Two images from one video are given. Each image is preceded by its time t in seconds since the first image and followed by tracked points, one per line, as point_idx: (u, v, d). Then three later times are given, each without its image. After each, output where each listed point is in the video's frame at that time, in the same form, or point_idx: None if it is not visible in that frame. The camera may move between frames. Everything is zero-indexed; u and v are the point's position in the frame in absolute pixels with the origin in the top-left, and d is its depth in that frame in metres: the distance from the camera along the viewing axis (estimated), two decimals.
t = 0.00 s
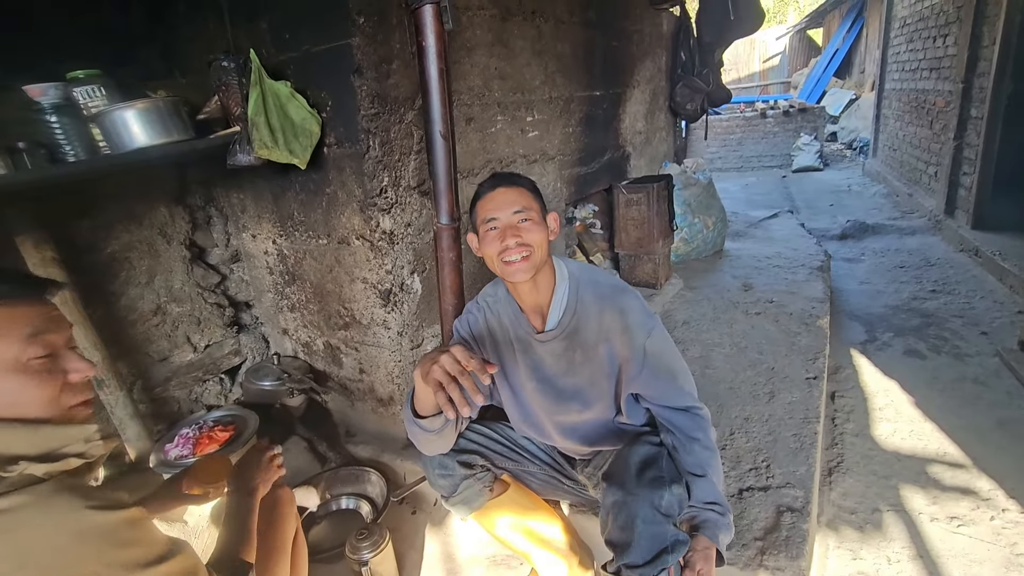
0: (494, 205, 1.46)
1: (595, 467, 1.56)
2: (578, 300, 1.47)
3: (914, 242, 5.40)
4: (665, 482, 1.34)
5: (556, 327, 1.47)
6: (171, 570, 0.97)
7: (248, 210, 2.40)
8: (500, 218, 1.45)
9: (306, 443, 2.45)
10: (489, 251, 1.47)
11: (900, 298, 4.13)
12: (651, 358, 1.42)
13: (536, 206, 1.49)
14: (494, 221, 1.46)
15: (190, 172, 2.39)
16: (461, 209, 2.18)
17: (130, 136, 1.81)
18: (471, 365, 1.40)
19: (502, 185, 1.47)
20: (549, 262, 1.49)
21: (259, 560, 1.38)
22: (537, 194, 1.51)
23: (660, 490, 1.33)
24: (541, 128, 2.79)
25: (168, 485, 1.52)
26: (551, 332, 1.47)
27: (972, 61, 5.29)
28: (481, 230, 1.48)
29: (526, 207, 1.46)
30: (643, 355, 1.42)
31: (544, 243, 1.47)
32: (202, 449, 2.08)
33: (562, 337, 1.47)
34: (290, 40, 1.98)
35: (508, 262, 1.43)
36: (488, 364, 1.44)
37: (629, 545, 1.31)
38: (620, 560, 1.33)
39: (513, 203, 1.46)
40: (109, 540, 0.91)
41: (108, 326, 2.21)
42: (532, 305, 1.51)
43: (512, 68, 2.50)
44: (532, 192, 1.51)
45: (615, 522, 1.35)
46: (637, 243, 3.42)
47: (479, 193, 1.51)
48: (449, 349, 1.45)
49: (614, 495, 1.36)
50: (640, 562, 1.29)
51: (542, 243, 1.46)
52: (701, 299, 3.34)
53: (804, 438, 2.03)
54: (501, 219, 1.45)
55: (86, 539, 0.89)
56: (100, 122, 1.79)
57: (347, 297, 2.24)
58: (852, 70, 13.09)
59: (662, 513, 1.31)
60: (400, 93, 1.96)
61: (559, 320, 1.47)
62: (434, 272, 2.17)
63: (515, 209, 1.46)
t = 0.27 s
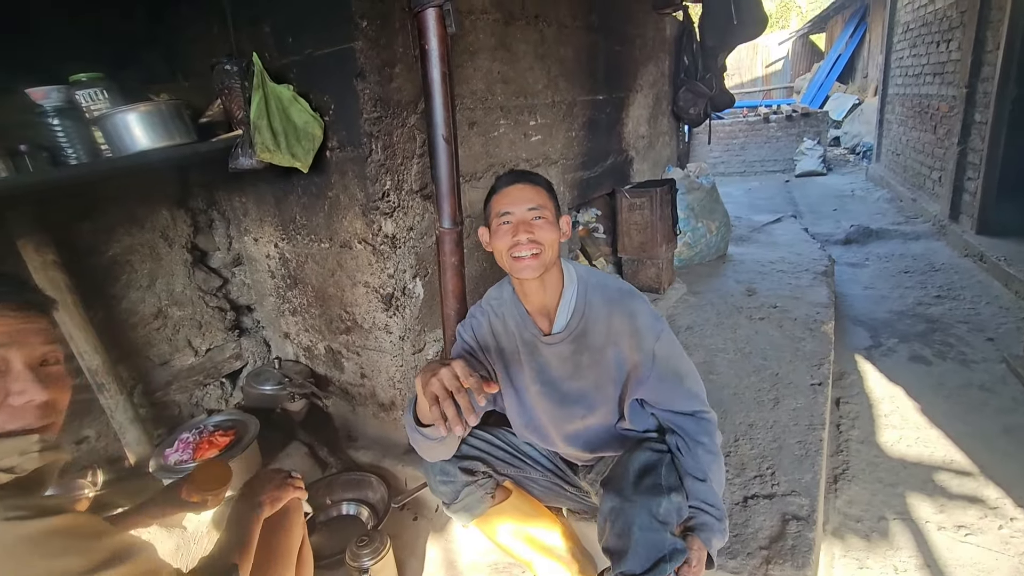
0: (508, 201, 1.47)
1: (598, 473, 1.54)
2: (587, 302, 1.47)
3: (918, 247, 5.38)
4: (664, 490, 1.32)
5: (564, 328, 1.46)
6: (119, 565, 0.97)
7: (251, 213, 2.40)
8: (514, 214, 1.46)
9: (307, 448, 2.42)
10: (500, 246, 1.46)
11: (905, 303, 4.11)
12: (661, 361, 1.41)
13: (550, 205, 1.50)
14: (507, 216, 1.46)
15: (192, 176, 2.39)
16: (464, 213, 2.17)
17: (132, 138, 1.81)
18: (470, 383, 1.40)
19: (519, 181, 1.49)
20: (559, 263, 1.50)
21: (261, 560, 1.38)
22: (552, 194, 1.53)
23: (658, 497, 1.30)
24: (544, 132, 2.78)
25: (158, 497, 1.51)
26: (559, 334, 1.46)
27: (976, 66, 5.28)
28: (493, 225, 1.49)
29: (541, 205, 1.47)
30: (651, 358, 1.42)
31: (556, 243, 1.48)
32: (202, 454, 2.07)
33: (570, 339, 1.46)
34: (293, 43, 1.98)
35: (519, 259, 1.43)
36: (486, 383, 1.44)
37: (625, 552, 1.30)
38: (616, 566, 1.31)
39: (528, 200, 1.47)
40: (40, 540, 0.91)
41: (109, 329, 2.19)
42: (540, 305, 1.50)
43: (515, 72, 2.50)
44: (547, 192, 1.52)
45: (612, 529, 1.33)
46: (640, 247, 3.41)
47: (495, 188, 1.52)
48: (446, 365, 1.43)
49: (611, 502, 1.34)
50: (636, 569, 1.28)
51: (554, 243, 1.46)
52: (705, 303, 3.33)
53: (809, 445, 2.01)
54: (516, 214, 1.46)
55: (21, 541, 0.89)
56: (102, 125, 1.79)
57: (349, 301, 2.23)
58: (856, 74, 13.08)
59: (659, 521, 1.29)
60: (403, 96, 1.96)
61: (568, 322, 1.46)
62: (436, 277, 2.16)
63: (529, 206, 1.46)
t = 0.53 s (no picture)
0: (526, 198, 1.48)
1: (602, 477, 1.53)
2: (601, 304, 1.47)
3: (922, 251, 5.36)
4: (681, 497, 1.31)
5: (576, 329, 1.46)
6: None
7: (253, 215, 2.39)
8: (533, 210, 1.46)
9: (308, 451, 2.41)
10: (517, 242, 1.46)
11: (909, 307, 4.09)
12: (673, 367, 1.40)
13: (569, 205, 1.50)
14: (526, 212, 1.47)
15: (194, 177, 2.38)
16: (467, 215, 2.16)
17: (134, 140, 1.80)
18: (471, 394, 1.42)
19: (540, 178, 1.50)
20: (574, 263, 1.50)
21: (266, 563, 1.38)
22: (572, 194, 1.53)
23: (675, 504, 1.29)
24: (547, 135, 2.77)
25: (152, 499, 1.49)
26: (571, 334, 1.46)
27: (980, 69, 5.26)
28: (512, 221, 1.49)
29: (560, 203, 1.47)
30: (664, 363, 1.41)
31: (573, 242, 1.48)
32: (202, 457, 2.06)
33: (581, 341, 1.46)
34: (296, 45, 1.97)
35: (536, 255, 1.43)
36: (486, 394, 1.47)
37: (640, 560, 1.26)
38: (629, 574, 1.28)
39: (548, 198, 1.47)
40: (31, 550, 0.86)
41: (109, 331, 2.18)
42: (553, 304, 1.50)
43: (519, 74, 2.49)
44: (567, 191, 1.52)
45: (626, 535, 1.30)
46: (644, 250, 3.40)
47: (513, 184, 1.52)
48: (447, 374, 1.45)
49: (626, 507, 1.32)
50: None
51: (571, 242, 1.46)
52: (708, 307, 3.31)
53: (815, 450, 1.99)
54: (535, 211, 1.46)
55: (16, 553, 0.85)
56: (104, 125, 1.78)
57: (351, 304, 2.21)
58: (858, 78, 13.08)
59: (675, 528, 1.27)
60: (406, 98, 1.95)
61: (580, 322, 1.46)
62: (439, 279, 2.15)
63: (549, 204, 1.47)
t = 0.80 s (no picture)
0: (540, 197, 1.47)
1: (606, 479, 1.51)
2: (614, 313, 1.46)
3: (924, 254, 5.35)
4: (688, 498, 1.29)
5: (586, 337, 1.45)
6: None
7: (255, 214, 2.38)
8: (546, 210, 1.45)
9: (309, 451, 2.41)
10: (528, 242, 1.45)
11: (912, 310, 4.08)
12: (683, 381, 1.40)
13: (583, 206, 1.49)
14: (538, 212, 1.46)
15: (196, 176, 2.38)
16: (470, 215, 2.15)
17: (136, 138, 1.79)
18: (460, 390, 1.45)
19: (555, 177, 1.49)
20: (586, 266, 1.48)
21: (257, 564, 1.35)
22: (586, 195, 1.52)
23: (682, 506, 1.27)
24: (550, 135, 2.76)
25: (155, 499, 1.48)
26: (580, 341, 1.45)
27: (983, 72, 5.26)
28: (524, 220, 1.48)
29: (574, 204, 1.46)
30: (674, 376, 1.41)
31: (585, 244, 1.46)
32: (203, 456, 2.05)
33: (591, 349, 1.44)
34: (299, 43, 1.97)
35: (548, 256, 1.42)
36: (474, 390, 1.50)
37: (646, 562, 1.25)
38: None
39: (561, 198, 1.46)
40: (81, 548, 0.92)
41: (110, 330, 2.18)
42: (563, 307, 1.49)
43: (522, 74, 2.48)
44: (581, 192, 1.51)
45: (632, 537, 1.29)
46: (646, 251, 3.39)
47: (527, 182, 1.51)
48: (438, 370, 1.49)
49: (632, 509, 1.30)
50: None
51: (584, 243, 1.45)
52: (710, 308, 3.30)
53: (819, 453, 1.98)
54: (547, 211, 1.45)
55: (65, 552, 0.91)
56: (107, 123, 1.77)
57: (353, 303, 2.21)
58: (860, 80, 13.07)
59: (683, 530, 1.25)
60: (410, 97, 1.94)
61: (591, 330, 1.45)
62: (441, 279, 2.14)
63: (562, 204, 1.46)
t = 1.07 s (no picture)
0: (543, 215, 1.44)
1: (603, 486, 1.51)
2: (632, 336, 1.43)
3: (925, 257, 5.34)
4: (683, 503, 1.27)
5: (598, 354, 1.44)
6: None
7: (254, 213, 2.37)
8: (543, 230, 1.44)
9: (307, 452, 2.40)
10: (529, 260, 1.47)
11: (913, 312, 4.07)
12: (695, 412, 1.37)
13: (589, 222, 1.44)
14: (536, 232, 1.45)
15: (196, 175, 2.36)
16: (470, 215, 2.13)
17: (135, 135, 1.78)
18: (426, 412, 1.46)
19: (564, 193, 1.44)
20: (595, 282, 1.44)
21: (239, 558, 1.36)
22: (595, 208, 1.45)
23: (678, 511, 1.26)
24: (551, 135, 2.75)
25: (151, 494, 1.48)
26: (590, 359, 1.44)
27: (986, 73, 5.24)
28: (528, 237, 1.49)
29: (575, 223, 1.42)
30: (687, 405, 1.38)
31: (588, 263, 1.42)
32: (201, 456, 2.04)
33: (602, 368, 1.43)
34: (300, 41, 1.96)
35: (544, 277, 1.42)
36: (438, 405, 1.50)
37: (645, 566, 1.24)
38: None
39: (562, 216, 1.42)
40: (105, 548, 0.91)
41: (108, 329, 2.17)
42: (573, 322, 1.48)
43: (523, 74, 2.47)
44: (590, 206, 1.44)
45: (629, 541, 1.28)
46: (647, 252, 3.38)
47: (537, 196, 1.48)
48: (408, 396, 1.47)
49: (629, 513, 1.29)
50: None
51: (584, 264, 1.41)
52: (711, 310, 3.29)
53: (820, 456, 1.97)
54: (544, 231, 1.44)
55: (79, 551, 0.89)
56: (106, 120, 1.76)
57: (353, 303, 2.20)
58: (861, 83, 13.07)
59: (679, 535, 1.24)
60: (411, 96, 1.93)
61: (603, 350, 1.44)
62: (441, 279, 2.13)
63: (563, 223, 1.42)
